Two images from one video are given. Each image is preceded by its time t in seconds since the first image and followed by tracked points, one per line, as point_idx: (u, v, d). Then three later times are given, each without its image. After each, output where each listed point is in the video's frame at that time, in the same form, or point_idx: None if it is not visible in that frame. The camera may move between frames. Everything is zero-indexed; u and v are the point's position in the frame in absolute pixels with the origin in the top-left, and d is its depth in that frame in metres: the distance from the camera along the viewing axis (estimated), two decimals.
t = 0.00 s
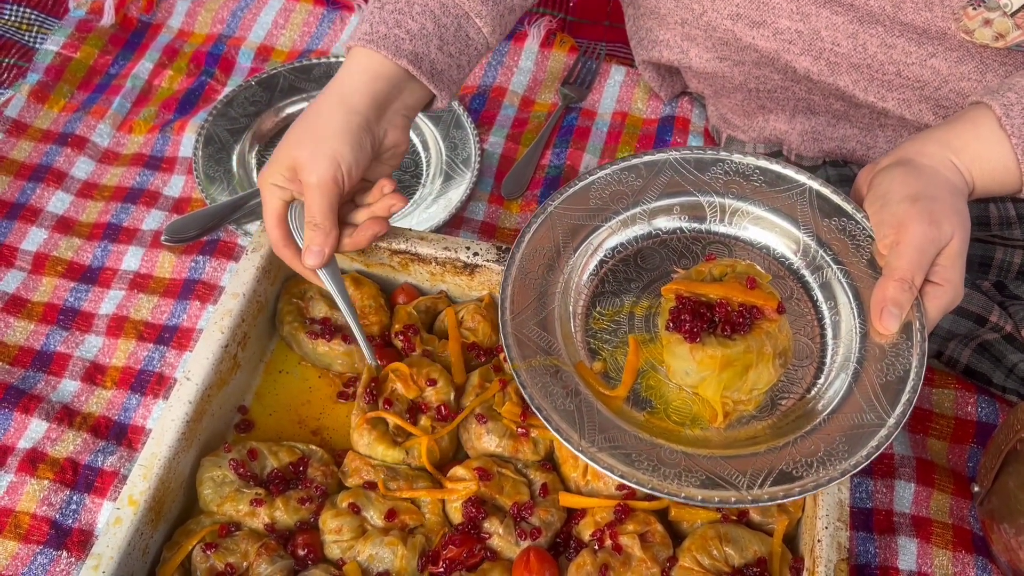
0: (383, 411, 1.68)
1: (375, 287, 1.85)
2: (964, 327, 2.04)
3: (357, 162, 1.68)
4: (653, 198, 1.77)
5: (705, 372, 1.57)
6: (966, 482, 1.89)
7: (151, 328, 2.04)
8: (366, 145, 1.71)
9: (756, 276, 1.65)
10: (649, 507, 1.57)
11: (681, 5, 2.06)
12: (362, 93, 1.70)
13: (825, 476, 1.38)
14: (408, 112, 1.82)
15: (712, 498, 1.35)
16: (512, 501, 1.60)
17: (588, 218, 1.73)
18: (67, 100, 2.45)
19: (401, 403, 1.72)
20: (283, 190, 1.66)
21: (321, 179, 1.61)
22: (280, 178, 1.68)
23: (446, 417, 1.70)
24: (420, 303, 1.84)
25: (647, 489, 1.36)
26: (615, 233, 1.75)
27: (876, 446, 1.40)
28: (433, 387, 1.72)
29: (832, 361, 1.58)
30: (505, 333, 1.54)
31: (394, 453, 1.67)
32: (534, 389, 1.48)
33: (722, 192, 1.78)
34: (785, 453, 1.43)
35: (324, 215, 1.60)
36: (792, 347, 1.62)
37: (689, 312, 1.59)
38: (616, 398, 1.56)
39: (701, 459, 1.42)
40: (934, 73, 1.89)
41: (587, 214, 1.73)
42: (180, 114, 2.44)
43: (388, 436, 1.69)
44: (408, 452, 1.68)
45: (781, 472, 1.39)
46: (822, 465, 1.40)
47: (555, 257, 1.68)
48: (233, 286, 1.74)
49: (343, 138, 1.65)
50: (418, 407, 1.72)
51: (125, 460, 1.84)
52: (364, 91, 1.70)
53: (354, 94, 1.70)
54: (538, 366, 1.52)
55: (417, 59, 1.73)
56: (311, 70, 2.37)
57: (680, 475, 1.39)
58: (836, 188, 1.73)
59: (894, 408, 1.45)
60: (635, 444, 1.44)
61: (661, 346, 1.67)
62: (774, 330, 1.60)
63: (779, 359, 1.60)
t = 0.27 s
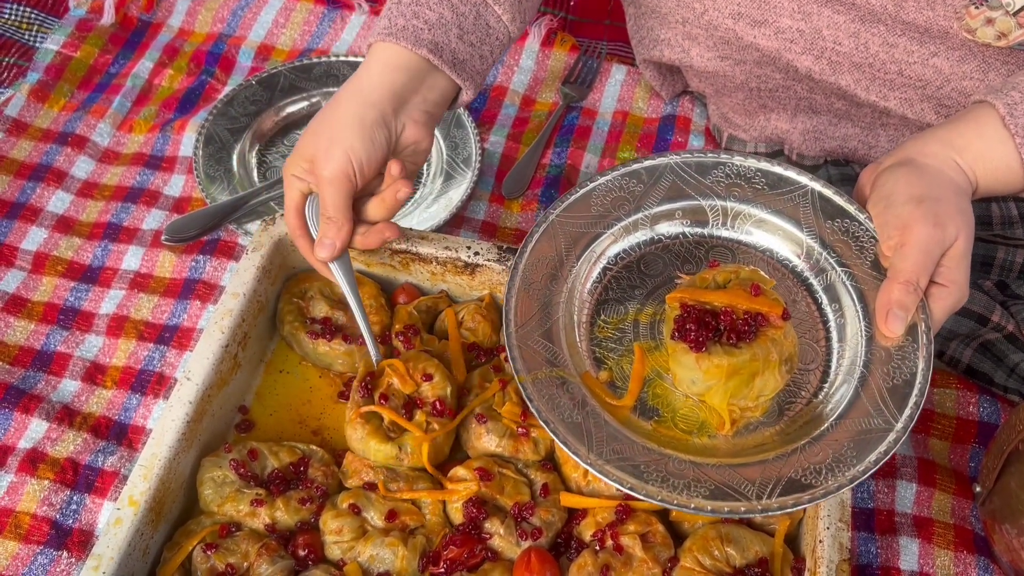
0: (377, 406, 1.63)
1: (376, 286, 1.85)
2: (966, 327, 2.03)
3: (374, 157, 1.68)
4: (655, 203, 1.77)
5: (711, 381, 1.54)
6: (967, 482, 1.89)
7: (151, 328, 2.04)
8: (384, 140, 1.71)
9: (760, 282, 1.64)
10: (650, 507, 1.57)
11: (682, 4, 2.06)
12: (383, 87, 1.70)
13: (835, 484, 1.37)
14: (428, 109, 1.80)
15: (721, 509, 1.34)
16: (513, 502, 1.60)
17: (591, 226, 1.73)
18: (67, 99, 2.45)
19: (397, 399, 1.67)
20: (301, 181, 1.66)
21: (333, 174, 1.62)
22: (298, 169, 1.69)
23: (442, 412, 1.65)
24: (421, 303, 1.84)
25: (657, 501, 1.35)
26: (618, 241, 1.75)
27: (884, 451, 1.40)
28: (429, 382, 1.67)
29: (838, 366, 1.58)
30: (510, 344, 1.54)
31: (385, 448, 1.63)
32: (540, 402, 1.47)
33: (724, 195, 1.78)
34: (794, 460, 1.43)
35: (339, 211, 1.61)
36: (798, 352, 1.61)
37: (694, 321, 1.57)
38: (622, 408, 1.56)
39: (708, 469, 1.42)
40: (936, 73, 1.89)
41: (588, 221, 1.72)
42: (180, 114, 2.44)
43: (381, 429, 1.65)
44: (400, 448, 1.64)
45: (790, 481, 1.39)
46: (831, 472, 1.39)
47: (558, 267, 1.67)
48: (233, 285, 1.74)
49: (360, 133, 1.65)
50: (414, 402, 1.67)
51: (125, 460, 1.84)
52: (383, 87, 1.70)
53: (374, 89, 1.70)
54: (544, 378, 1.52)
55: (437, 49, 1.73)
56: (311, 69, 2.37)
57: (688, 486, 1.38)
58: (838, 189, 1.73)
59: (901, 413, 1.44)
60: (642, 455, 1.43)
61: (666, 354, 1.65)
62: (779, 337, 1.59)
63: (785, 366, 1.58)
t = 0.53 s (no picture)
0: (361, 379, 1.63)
1: (376, 286, 1.84)
2: (969, 327, 2.03)
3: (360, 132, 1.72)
4: (655, 199, 1.76)
5: (710, 379, 1.54)
6: (970, 483, 1.88)
7: (151, 329, 2.03)
8: (372, 118, 1.76)
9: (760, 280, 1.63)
10: (651, 508, 1.57)
11: (684, 3, 2.05)
12: (372, 67, 1.74)
13: (834, 483, 1.36)
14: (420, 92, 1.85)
15: (720, 508, 1.33)
16: (514, 503, 1.59)
17: (591, 220, 1.72)
18: (67, 99, 2.44)
19: (383, 373, 1.66)
20: (289, 158, 1.71)
21: (320, 150, 1.67)
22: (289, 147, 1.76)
23: (429, 388, 1.63)
24: (421, 303, 1.83)
25: (655, 499, 1.34)
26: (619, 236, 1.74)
27: (884, 451, 1.39)
28: (415, 358, 1.66)
29: (838, 365, 1.57)
30: (508, 340, 1.53)
31: (368, 422, 1.63)
32: (538, 398, 1.46)
33: (724, 192, 1.77)
34: (792, 460, 1.41)
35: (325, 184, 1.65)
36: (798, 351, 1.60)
37: (694, 318, 1.56)
38: (620, 406, 1.55)
39: (706, 467, 1.40)
40: (938, 72, 1.88)
41: (588, 217, 1.72)
42: (180, 113, 2.43)
43: (364, 403, 1.65)
44: (383, 422, 1.63)
45: (788, 481, 1.38)
46: (829, 471, 1.38)
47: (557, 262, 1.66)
48: (233, 286, 1.74)
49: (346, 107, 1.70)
50: (401, 377, 1.65)
51: (125, 461, 1.83)
52: (372, 65, 1.74)
53: (363, 66, 1.74)
54: (542, 374, 1.51)
55: (428, 31, 1.77)
56: (311, 69, 2.36)
57: (686, 484, 1.37)
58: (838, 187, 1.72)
59: (901, 413, 1.43)
60: (640, 453, 1.42)
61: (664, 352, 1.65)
62: (780, 335, 1.58)
63: (785, 365, 1.58)
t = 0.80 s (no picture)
0: (331, 350, 1.65)
1: (378, 286, 1.82)
2: (971, 327, 2.01)
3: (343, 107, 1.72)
4: (631, 204, 1.75)
5: (679, 386, 1.54)
6: (972, 482, 1.88)
7: (152, 328, 2.03)
8: (355, 95, 1.75)
9: (731, 288, 1.62)
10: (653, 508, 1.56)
11: (685, 2, 2.06)
12: (359, 44, 1.75)
13: (797, 491, 1.37)
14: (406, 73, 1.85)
15: (684, 515, 1.34)
16: (515, 502, 1.59)
17: (566, 225, 1.71)
18: (67, 98, 2.44)
19: (352, 347, 1.68)
20: (271, 131, 1.71)
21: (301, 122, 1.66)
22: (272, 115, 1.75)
23: (397, 364, 1.66)
24: (423, 303, 1.83)
25: (618, 505, 1.35)
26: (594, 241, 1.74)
27: (847, 461, 1.39)
28: (384, 334, 1.69)
29: (806, 373, 1.57)
30: (480, 344, 1.53)
31: (332, 393, 1.63)
32: (508, 402, 1.46)
33: (700, 199, 1.76)
34: (759, 464, 1.42)
35: (303, 158, 1.65)
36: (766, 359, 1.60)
37: (664, 326, 1.56)
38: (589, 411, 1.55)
39: (673, 473, 1.41)
40: (939, 72, 1.87)
41: (564, 221, 1.71)
42: (180, 113, 2.43)
43: (330, 374, 1.66)
44: (347, 394, 1.63)
45: (753, 488, 1.38)
46: (793, 479, 1.39)
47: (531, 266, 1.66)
48: (235, 285, 1.73)
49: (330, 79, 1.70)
50: (369, 352, 1.68)
51: (126, 460, 1.83)
52: (358, 43, 1.75)
53: (352, 44, 1.75)
54: (512, 379, 1.51)
55: (416, 13, 1.78)
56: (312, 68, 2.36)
57: (652, 490, 1.38)
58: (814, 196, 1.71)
59: (867, 422, 1.44)
60: (607, 459, 1.42)
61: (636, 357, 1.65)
62: (748, 344, 1.57)
63: (753, 372, 1.57)
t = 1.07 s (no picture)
0: (266, 291, 1.59)
1: (379, 285, 1.79)
2: (972, 326, 2.01)
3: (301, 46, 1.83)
4: (607, 222, 1.76)
5: (659, 406, 1.50)
6: (974, 481, 1.87)
7: (153, 328, 2.03)
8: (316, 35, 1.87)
9: (709, 304, 1.59)
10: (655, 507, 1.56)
11: None
12: None
13: (779, 510, 1.36)
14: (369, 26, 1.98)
15: (664, 536, 1.33)
16: (517, 501, 1.59)
17: (542, 244, 1.72)
18: (68, 98, 2.44)
19: (289, 289, 1.62)
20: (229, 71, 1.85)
21: (256, 58, 1.77)
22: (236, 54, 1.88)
23: (335, 309, 1.61)
24: (423, 302, 1.83)
25: (601, 528, 1.33)
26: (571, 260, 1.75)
27: (831, 478, 1.38)
28: (326, 277, 1.63)
29: (786, 392, 1.57)
30: (457, 365, 1.52)
31: (262, 334, 1.56)
32: (486, 425, 1.45)
33: (678, 215, 1.77)
34: (741, 485, 1.41)
35: (257, 98, 1.75)
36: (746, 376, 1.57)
37: (642, 344, 1.52)
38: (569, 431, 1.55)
39: (655, 494, 1.40)
40: (938, 72, 1.87)
41: (540, 240, 1.72)
42: (181, 113, 2.43)
43: (263, 315, 1.59)
44: (277, 335, 1.56)
45: (735, 508, 1.37)
46: (777, 499, 1.38)
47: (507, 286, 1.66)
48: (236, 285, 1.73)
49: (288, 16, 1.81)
50: (307, 296, 1.62)
51: (128, 460, 1.83)
52: None
53: None
54: (489, 400, 1.50)
55: None
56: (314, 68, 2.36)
57: (633, 511, 1.36)
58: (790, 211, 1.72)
59: (848, 439, 1.43)
60: (588, 481, 1.41)
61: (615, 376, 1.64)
62: (727, 362, 1.54)
63: (733, 390, 1.54)
